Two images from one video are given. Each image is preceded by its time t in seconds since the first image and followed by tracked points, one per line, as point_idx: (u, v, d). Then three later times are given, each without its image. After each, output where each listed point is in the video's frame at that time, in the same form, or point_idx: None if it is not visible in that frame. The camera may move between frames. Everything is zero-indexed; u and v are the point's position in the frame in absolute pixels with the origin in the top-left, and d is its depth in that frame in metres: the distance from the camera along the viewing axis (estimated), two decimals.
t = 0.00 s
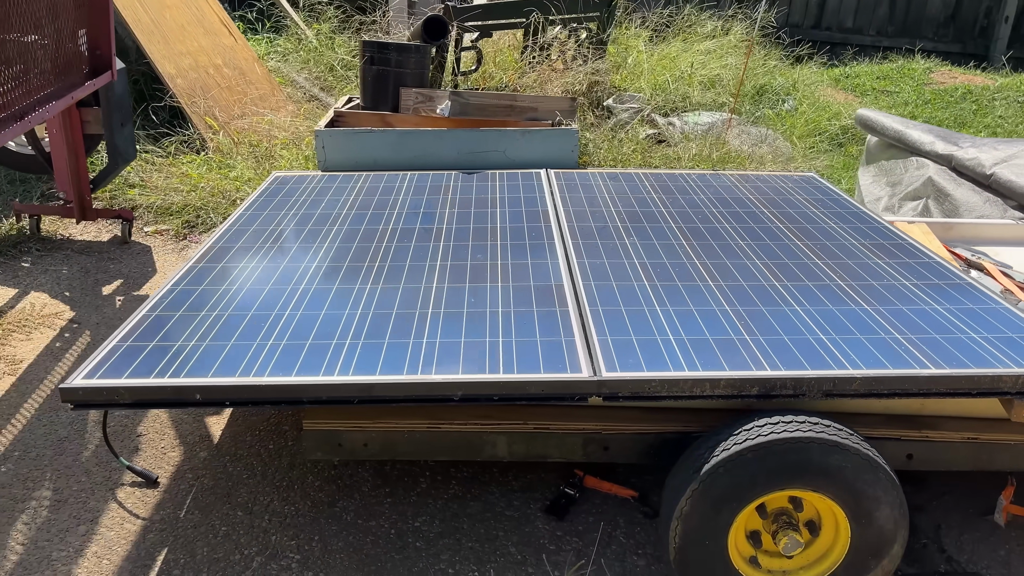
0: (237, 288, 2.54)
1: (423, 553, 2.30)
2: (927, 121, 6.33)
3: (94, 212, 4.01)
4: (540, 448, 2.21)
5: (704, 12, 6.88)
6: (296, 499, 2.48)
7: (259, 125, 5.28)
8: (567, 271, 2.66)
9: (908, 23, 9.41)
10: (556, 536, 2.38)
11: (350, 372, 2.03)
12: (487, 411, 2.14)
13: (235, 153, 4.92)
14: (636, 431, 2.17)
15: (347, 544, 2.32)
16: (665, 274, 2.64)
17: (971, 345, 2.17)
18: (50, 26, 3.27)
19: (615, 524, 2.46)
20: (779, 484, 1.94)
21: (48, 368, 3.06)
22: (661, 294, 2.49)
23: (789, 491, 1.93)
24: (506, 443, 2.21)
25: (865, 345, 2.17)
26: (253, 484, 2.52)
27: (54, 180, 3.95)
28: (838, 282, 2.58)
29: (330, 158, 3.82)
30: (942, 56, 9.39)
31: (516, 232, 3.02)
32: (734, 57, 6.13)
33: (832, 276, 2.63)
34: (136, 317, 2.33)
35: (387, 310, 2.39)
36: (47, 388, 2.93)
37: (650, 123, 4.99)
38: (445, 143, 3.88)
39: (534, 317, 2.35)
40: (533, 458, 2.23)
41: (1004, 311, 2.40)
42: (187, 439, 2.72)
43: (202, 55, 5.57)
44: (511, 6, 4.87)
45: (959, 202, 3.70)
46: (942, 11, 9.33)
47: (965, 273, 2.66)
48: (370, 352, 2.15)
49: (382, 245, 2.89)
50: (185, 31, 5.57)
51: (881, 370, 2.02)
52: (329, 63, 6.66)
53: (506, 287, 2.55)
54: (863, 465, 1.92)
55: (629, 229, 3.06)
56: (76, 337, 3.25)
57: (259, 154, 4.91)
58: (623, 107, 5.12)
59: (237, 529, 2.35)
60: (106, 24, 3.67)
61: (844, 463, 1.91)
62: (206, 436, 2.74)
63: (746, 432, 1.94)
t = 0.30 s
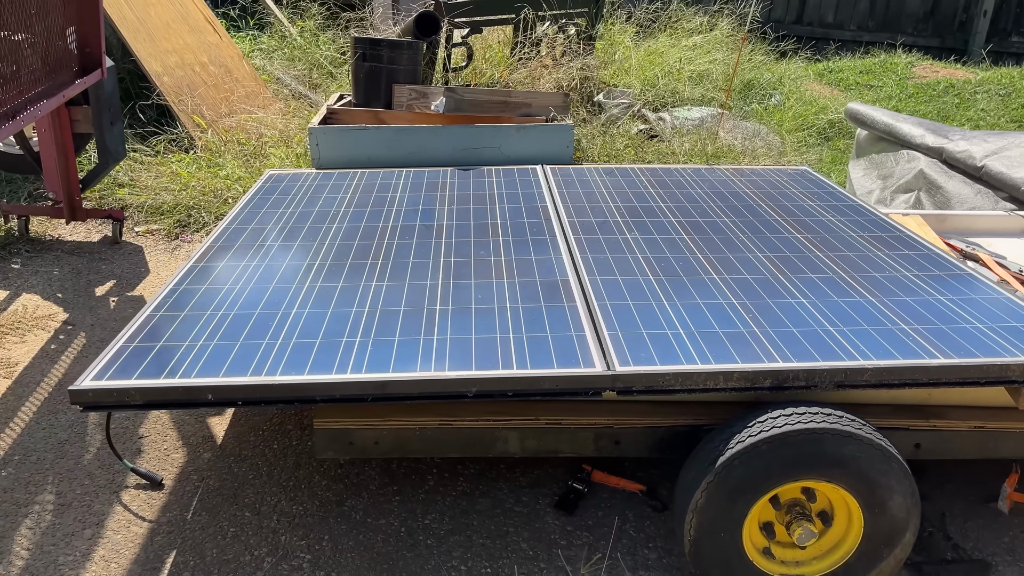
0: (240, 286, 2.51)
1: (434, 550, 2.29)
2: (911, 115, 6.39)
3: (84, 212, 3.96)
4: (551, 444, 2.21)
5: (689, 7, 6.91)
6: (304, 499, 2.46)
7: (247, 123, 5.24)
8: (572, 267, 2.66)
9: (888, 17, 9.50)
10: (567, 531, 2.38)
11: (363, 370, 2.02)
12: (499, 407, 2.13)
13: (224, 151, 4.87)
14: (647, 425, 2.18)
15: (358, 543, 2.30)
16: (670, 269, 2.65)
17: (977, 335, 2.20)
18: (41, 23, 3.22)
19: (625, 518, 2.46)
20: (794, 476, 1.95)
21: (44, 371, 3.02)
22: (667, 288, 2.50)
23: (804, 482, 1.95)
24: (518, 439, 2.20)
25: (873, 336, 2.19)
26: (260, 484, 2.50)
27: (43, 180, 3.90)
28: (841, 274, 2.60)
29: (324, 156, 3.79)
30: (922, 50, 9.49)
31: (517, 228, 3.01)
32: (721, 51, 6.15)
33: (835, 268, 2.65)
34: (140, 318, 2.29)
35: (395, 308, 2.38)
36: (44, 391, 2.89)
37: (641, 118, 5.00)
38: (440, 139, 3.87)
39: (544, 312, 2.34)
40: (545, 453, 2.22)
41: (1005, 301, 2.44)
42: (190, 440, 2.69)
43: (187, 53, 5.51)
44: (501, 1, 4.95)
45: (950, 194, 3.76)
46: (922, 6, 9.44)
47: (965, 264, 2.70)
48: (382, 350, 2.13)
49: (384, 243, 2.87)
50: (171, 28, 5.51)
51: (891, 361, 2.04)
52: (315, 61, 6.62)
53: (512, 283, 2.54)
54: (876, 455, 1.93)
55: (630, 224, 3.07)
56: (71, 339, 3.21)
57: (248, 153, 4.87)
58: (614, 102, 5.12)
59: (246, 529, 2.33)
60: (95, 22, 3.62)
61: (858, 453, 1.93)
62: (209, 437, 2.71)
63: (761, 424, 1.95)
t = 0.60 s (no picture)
0: (242, 287, 2.48)
1: (444, 551, 2.27)
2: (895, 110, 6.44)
3: (71, 213, 3.90)
4: (562, 442, 2.20)
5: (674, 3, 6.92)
6: (310, 501, 2.43)
7: (233, 122, 5.18)
8: (575, 264, 2.65)
9: (868, 13, 9.59)
10: (576, 529, 2.37)
11: (373, 371, 1.99)
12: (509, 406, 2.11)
13: (212, 150, 4.82)
14: (658, 421, 2.17)
15: (366, 545, 2.28)
16: (673, 265, 2.64)
17: (984, 326, 2.21)
18: (28, 22, 3.15)
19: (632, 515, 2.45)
20: (808, 470, 1.95)
21: (37, 376, 2.96)
22: (673, 285, 2.49)
23: (818, 476, 1.95)
24: (528, 437, 2.19)
25: (882, 329, 2.20)
26: (264, 488, 2.47)
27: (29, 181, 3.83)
28: (844, 267, 2.61)
29: (316, 154, 3.74)
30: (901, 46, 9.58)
31: (517, 225, 3.00)
32: (708, 47, 6.17)
33: (837, 262, 2.66)
34: (141, 321, 2.25)
35: (400, 307, 2.36)
36: (38, 396, 2.83)
37: (630, 114, 5.00)
38: (434, 136, 3.84)
39: (551, 309, 2.33)
40: (555, 450, 2.21)
41: (1007, 293, 2.46)
42: (190, 444, 2.65)
43: (171, 51, 5.44)
44: None
45: (942, 188, 3.77)
46: (901, 2, 9.54)
47: (964, 257, 2.72)
48: (390, 350, 2.11)
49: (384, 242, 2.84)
50: (154, 26, 5.43)
51: (901, 354, 2.04)
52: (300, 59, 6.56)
53: (517, 280, 2.52)
54: (889, 447, 1.94)
55: (629, 221, 3.06)
56: (63, 343, 3.15)
57: (236, 152, 4.81)
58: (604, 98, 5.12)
59: (252, 534, 2.30)
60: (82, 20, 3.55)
61: (872, 446, 1.93)
62: (210, 441, 2.68)
63: (775, 418, 1.95)
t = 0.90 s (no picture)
0: (245, 291, 2.43)
1: (457, 556, 2.25)
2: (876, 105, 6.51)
3: (56, 217, 3.82)
4: (576, 443, 2.19)
5: None
6: (318, 508, 2.40)
7: (216, 122, 5.10)
8: (580, 264, 2.63)
9: (844, 8, 9.68)
10: (588, 529, 2.36)
11: (389, 375, 1.97)
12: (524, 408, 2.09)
13: (196, 152, 4.75)
14: (672, 421, 2.16)
15: (378, 552, 2.25)
16: (679, 263, 2.63)
17: (992, 320, 2.23)
18: (12, 22, 3.08)
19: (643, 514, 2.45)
20: (827, 467, 1.95)
21: (29, 384, 2.89)
22: (680, 283, 2.49)
23: (836, 472, 1.95)
24: (542, 438, 2.17)
25: (892, 325, 2.21)
26: (271, 495, 2.44)
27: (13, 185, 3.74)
28: (848, 263, 2.62)
29: (307, 154, 3.69)
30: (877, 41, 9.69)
31: (517, 225, 2.97)
32: (692, 43, 6.19)
33: (840, 258, 2.67)
34: (145, 327, 2.20)
35: (409, 310, 2.33)
36: (32, 406, 2.77)
37: (619, 112, 4.99)
38: (427, 136, 3.81)
39: (561, 310, 2.31)
40: (568, 452, 2.20)
41: (1010, 286, 2.48)
42: (191, 452, 2.61)
43: (152, 51, 5.36)
44: None
45: (932, 182, 3.85)
46: None
47: (964, 251, 2.75)
48: (403, 354, 2.08)
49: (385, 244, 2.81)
50: (133, 25, 5.34)
51: (915, 350, 2.05)
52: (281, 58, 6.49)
53: (524, 281, 2.50)
54: (906, 443, 1.95)
55: (629, 219, 3.05)
56: (54, 351, 3.08)
57: (221, 152, 4.74)
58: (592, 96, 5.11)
59: (261, 542, 2.26)
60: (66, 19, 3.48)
61: (889, 443, 1.94)
62: (212, 448, 2.63)
63: (794, 416, 1.95)
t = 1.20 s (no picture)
0: (247, 298, 2.40)
1: (468, 561, 2.24)
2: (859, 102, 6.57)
3: (42, 223, 3.75)
4: (587, 446, 2.18)
5: None
6: (325, 516, 2.37)
7: (201, 124, 5.04)
8: (583, 265, 2.62)
9: (823, 6, 9.77)
10: (597, 532, 2.35)
11: (401, 382, 1.94)
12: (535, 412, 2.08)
13: (183, 154, 4.69)
14: (682, 422, 2.16)
15: (388, 559, 2.23)
16: (682, 264, 2.63)
17: (996, 317, 2.25)
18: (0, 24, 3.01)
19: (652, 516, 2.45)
20: (841, 467, 1.95)
21: (22, 394, 2.84)
22: (684, 283, 2.49)
23: (849, 471, 1.96)
24: (553, 442, 2.16)
25: (899, 323, 2.22)
26: (276, 503, 2.41)
27: None
28: (849, 262, 2.64)
29: (299, 156, 3.65)
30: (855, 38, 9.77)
31: (517, 227, 2.96)
32: (677, 42, 6.21)
33: (841, 257, 2.69)
34: (148, 335, 2.16)
35: (416, 315, 2.31)
36: (27, 416, 2.72)
37: (608, 111, 4.99)
38: (420, 137, 3.79)
39: (569, 312, 2.30)
40: (579, 455, 2.19)
41: (1010, 283, 2.51)
42: (193, 461, 2.57)
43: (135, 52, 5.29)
44: None
45: (922, 179, 3.89)
46: None
47: (962, 248, 2.77)
48: (413, 359, 2.06)
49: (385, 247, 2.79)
50: (115, 25, 5.25)
51: (924, 348, 2.07)
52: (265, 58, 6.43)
53: (529, 283, 2.49)
54: (917, 441, 1.96)
55: (629, 219, 3.05)
56: (47, 359, 3.03)
57: (207, 154, 4.68)
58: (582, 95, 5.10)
59: (269, 551, 2.23)
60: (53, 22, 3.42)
61: (901, 442, 1.95)
62: (213, 456, 2.60)
63: (807, 417, 1.95)
